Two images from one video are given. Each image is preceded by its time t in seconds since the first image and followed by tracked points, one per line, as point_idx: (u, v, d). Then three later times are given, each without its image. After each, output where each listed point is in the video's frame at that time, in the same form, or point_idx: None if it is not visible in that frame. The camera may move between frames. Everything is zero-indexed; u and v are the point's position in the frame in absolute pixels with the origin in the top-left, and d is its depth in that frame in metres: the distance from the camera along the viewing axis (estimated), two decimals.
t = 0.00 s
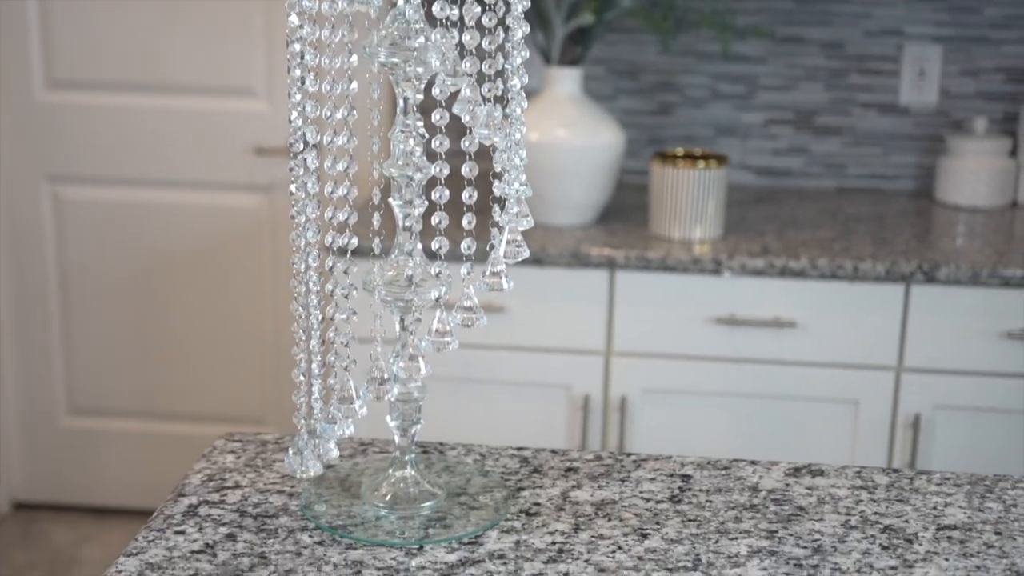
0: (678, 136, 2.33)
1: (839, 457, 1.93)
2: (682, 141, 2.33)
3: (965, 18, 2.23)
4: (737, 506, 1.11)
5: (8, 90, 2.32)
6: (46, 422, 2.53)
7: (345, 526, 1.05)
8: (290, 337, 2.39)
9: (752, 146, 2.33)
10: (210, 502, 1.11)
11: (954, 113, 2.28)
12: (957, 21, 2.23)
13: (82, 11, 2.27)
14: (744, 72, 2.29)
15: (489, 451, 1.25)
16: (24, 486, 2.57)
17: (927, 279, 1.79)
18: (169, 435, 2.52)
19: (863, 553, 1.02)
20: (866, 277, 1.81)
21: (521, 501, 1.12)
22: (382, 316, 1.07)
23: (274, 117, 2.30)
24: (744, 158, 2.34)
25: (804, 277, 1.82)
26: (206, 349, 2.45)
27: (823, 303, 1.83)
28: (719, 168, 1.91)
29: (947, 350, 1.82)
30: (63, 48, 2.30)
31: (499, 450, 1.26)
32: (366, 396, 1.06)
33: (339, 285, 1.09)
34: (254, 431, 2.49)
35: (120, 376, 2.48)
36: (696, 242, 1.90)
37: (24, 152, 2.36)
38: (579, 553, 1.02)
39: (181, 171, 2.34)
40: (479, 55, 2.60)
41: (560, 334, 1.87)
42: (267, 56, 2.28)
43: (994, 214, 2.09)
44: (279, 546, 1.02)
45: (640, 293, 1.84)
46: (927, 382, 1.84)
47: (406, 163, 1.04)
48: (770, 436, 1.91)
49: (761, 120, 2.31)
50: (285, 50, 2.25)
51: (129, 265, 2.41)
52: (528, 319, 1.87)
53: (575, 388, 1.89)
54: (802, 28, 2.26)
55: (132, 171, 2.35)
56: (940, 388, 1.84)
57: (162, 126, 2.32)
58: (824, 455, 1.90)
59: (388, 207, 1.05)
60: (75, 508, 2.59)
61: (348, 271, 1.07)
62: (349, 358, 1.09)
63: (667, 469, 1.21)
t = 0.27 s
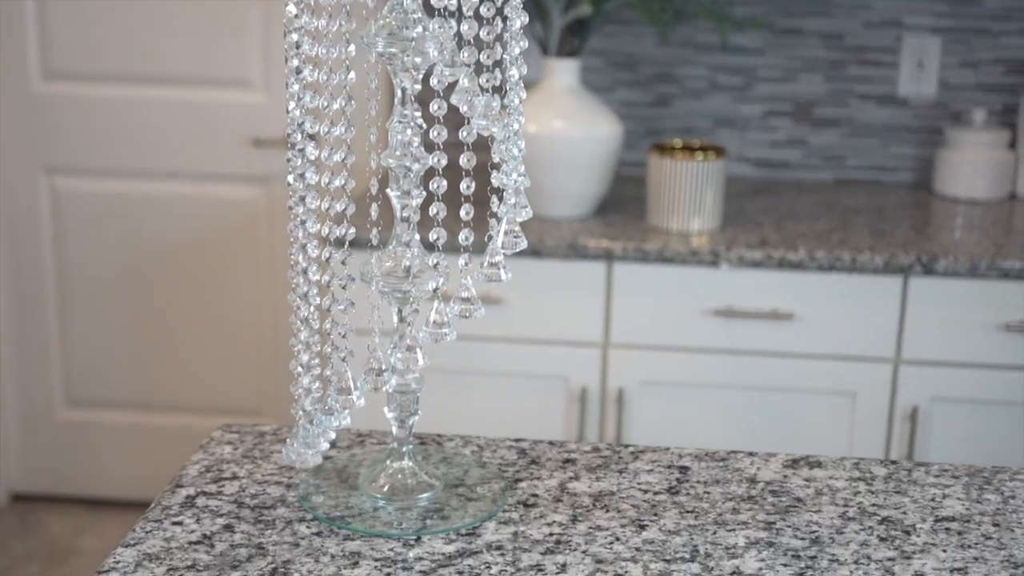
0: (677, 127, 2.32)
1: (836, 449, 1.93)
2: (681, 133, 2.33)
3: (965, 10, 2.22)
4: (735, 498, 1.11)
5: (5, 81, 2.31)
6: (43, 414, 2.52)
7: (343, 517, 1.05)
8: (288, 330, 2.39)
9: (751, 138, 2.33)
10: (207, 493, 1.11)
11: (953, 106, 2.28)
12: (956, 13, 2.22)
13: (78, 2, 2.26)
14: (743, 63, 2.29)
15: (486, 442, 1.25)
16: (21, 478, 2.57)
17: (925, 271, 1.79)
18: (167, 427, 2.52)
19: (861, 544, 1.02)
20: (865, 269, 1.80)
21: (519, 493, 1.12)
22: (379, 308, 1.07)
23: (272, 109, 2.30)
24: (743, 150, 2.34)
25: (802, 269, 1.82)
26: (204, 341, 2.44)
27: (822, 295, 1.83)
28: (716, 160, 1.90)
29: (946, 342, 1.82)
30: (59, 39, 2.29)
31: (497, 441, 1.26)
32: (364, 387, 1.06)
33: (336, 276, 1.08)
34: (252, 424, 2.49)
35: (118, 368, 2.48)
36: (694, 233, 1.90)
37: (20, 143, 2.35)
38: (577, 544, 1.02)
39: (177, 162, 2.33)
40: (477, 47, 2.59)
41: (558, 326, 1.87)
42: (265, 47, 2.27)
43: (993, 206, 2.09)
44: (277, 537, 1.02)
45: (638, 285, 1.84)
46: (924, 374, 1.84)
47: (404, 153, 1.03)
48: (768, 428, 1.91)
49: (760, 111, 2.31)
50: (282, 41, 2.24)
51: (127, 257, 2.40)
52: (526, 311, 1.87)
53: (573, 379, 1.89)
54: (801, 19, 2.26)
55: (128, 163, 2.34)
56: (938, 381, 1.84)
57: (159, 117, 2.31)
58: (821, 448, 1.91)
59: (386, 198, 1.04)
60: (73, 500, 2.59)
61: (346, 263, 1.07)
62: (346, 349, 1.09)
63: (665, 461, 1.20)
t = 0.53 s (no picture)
0: (676, 125, 2.32)
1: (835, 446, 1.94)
2: (679, 130, 2.33)
3: (964, 7, 2.22)
4: (733, 495, 1.11)
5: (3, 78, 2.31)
6: (42, 411, 2.52)
7: (341, 514, 1.05)
8: (286, 327, 2.39)
9: (750, 135, 2.32)
10: (206, 490, 1.11)
11: (952, 103, 2.28)
12: (956, 10, 2.22)
13: None
14: (742, 60, 2.29)
15: (485, 440, 1.25)
16: (20, 475, 2.57)
17: (924, 269, 1.79)
18: (166, 425, 2.52)
19: (859, 542, 1.02)
20: (864, 266, 1.80)
21: (517, 490, 1.12)
22: (377, 305, 1.07)
23: (271, 106, 2.29)
24: (742, 147, 2.34)
25: (801, 266, 1.82)
26: (203, 339, 2.44)
27: (820, 293, 1.83)
28: (715, 157, 1.90)
29: (944, 339, 1.82)
30: (58, 36, 2.29)
31: (495, 439, 1.26)
32: (362, 385, 1.06)
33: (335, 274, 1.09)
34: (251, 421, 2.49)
35: (117, 365, 2.48)
36: (693, 231, 1.90)
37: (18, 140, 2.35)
38: (575, 542, 1.02)
39: (175, 159, 2.33)
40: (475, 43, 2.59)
41: (557, 323, 1.87)
42: (264, 43, 2.27)
43: (991, 204, 2.09)
44: (275, 535, 1.02)
45: (637, 282, 1.84)
46: (922, 372, 1.84)
47: (401, 151, 1.03)
48: (766, 425, 1.91)
49: (759, 108, 2.31)
50: (280, 38, 2.24)
51: (126, 254, 2.40)
52: (525, 308, 1.87)
53: (572, 377, 1.89)
54: (800, 16, 2.26)
55: (126, 159, 2.34)
56: (937, 378, 1.84)
57: (158, 114, 2.31)
58: (819, 445, 1.91)
59: (384, 196, 1.04)
60: (72, 497, 2.59)
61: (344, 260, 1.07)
62: (345, 346, 1.08)
63: (663, 458, 1.21)
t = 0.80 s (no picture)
0: (674, 129, 2.32)
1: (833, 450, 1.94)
2: (678, 134, 2.33)
3: (961, 12, 2.22)
4: (731, 499, 1.11)
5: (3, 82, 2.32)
6: (40, 415, 2.52)
7: (339, 518, 1.05)
8: (284, 331, 2.39)
9: (748, 139, 2.33)
10: (204, 494, 1.11)
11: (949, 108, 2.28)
12: (953, 14, 2.22)
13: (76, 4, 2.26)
14: (740, 65, 2.29)
15: (483, 444, 1.25)
16: (19, 480, 2.57)
17: (922, 273, 1.79)
18: (164, 429, 2.52)
19: (856, 546, 1.02)
20: (861, 270, 1.81)
21: (515, 494, 1.12)
22: (375, 309, 1.07)
23: (271, 110, 2.30)
24: (740, 151, 2.34)
25: (799, 270, 1.82)
26: (202, 342, 2.44)
27: (819, 296, 1.83)
28: (714, 161, 1.91)
29: (942, 343, 1.82)
30: (57, 40, 2.29)
31: (493, 442, 1.26)
32: (360, 388, 1.06)
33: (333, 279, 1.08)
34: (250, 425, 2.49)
35: (116, 369, 2.48)
36: (691, 235, 1.90)
37: (17, 144, 2.35)
38: (573, 546, 1.02)
39: (174, 164, 2.33)
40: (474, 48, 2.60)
41: (555, 327, 1.87)
42: (263, 48, 2.27)
43: (989, 208, 2.09)
44: (273, 538, 1.02)
45: (635, 286, 1.84)
46: (920, 376, 1.84)
47: (399, 155, 1.03)
48: (765, 429, 1.91)
49: (757, 113, 2.31)
50: (279, 42, 2.24)
51: (126, 258, 2.40)
52: (524, 311, 1.87)
53: (570, 380, 1.89)
54: (798, 21, 2.26)
55: (125, 164, 2.34)
56: (935, 382, 1.84)
57: (157, 118, 2.31)
58: (817, 449, 1.91)
59: (382, 200, 1.04)
60: (70, 501, 2.59)
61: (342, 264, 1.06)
62: (343, 350, 1.08)
63: (661, 462, 1.21)
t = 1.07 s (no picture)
0: (672, 138, 2.33)
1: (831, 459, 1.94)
2: (675, 144, 2.34)
3: (958, 22, 2.23)
4: (727, 512, 1.11)
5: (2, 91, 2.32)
6: (38, 424, 2.53)
7: (336, 531, 1.05)
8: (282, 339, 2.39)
9: (745, 149, 2.33)
10: (201, 506, 1.11)
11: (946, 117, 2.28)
12: (950, 24, 2.23)
13: (75, 14, 2.27)
14: (737, 75, 2.30)
15: (480, 455, 1.25)
16: (17, 488, 2.57)
17: (919, 283, 1.80)
18: (162, 438, 2.52)
19: (853, 558, 1.02)
20: (859, 280, 1.81)
21: (512, 506, 1.12)
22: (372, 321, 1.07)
23: (269, 120, 2.30)
24: (737, 161, 2.34)
25: (796, 280, 1.82)
26: (200, 351, 2.45)
27: (816, 306, 1.83)
28: (711, 171, 1.91)
29: (940, 353, 1.83)
30: (56, 50, 2.30)
31: (490, 454, 1.26)
32: (357, 401, 1.06)
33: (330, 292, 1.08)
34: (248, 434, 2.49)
35: (114, 378, 2.48)
36: (689, 245, 1.90)
37: (16, 153, 2.36)
38: (569, 558, 1.02)
39: (171, 173, 2.34)
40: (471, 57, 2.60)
41: (554, 336, 1.87)
42: (261, 58, 2.27)
43: (986, 218, 2.10)
44: (270, 551, 1.03)
45: (633, 296, 1.85)
46: (918, 385, 1.84)
47: (396, 168, 1.03)
48: (763, 438, 1.91)
49: (754, 122, 2.32)
50: (277, 52, 2.25)
51: (124, 267, 2.41)
52: (522, 322, 1.87)
53: (568, 390, 1.90)
54: (795, 30, 2.27)
55: (122, 173, 2.35)
56: (932, 392, 1.84)
57: (155, 127, 2.31)
58: (815, 458, 1.91)
59: (378, 213, 1.05)
60: (69, 510, 2.59)
61: (339, 277, 1.06)
62: (341, 363, 1.08)
63: (658, 473, 1.21)
